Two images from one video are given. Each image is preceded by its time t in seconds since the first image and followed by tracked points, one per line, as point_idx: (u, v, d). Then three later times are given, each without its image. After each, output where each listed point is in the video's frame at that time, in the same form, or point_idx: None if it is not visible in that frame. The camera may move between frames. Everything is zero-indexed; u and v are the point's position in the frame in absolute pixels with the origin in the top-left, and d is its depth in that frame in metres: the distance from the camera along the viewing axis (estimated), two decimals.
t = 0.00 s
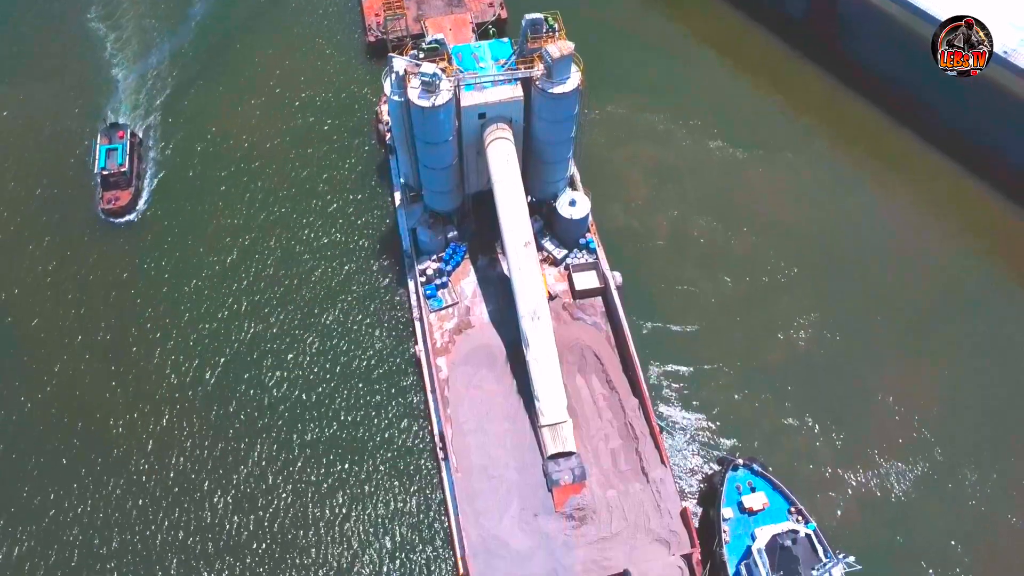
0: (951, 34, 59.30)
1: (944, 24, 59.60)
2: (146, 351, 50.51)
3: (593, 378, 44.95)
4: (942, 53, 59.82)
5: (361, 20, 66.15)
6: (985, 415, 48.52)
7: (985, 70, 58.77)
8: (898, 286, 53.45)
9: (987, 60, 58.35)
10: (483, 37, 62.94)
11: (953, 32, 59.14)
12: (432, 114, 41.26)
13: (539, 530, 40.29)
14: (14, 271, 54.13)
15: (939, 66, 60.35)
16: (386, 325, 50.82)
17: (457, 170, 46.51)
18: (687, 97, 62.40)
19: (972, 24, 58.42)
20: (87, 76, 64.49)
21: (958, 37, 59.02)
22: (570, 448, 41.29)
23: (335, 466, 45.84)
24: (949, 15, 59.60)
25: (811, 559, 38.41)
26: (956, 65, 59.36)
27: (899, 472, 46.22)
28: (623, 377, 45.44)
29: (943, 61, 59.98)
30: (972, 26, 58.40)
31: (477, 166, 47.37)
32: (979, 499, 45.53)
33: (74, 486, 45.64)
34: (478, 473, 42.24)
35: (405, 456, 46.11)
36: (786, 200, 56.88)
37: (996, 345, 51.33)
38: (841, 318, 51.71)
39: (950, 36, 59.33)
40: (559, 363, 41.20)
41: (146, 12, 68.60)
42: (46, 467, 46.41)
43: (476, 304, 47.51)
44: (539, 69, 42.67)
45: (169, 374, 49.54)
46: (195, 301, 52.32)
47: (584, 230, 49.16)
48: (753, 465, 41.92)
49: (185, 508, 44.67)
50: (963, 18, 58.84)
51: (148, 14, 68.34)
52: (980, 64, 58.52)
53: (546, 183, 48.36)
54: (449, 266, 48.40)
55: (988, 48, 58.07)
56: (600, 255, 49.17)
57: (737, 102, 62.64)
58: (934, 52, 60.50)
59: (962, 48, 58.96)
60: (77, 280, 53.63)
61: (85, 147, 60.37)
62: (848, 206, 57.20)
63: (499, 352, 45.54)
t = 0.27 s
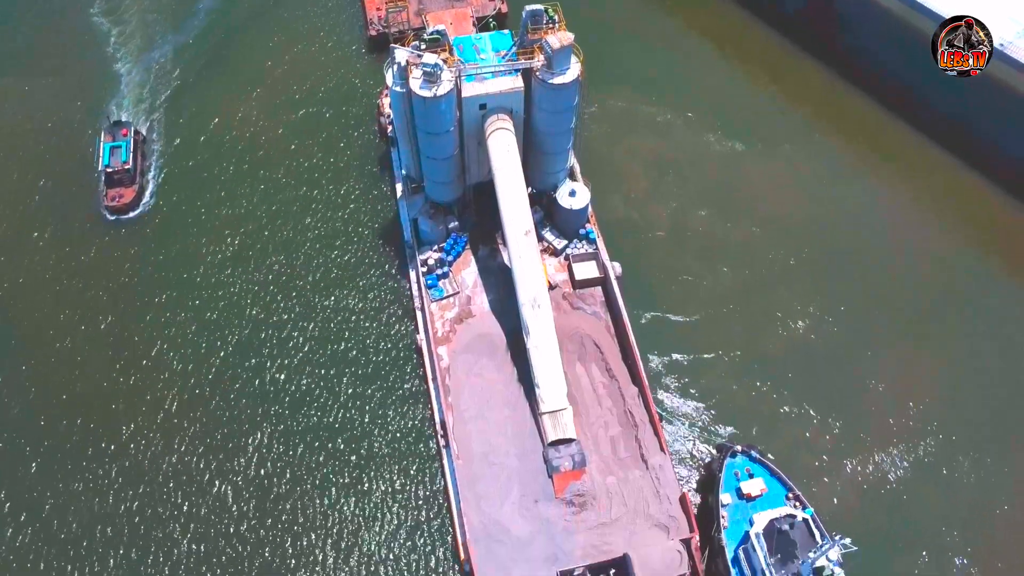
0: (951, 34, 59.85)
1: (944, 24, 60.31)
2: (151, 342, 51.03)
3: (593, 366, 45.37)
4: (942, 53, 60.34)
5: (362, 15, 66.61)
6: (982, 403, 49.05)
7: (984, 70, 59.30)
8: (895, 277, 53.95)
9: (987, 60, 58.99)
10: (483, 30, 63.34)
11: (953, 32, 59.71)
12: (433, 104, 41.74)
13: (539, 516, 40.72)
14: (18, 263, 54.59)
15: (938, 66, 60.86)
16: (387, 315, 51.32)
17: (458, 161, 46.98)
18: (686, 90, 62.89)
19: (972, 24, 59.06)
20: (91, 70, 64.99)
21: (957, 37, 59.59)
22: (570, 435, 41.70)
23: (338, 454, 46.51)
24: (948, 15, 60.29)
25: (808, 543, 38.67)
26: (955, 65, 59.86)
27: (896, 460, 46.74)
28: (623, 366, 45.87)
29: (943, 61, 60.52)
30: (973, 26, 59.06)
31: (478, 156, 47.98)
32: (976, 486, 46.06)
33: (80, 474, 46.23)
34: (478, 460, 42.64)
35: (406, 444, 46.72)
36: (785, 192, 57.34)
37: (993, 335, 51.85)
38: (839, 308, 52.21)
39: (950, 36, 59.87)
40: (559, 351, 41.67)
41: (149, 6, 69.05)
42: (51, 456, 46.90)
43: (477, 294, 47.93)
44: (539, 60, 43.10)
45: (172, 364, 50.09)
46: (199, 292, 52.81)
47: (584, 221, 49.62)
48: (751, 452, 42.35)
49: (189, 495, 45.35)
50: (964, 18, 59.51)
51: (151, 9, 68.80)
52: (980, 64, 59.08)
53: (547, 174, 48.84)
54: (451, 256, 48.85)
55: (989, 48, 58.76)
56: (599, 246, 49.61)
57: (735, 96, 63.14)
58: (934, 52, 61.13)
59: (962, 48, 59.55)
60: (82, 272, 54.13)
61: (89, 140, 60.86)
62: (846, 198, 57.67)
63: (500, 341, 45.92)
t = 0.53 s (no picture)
0: (951, 34, 60.91)
1: (944, 23, 61.34)
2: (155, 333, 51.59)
3: (592, 356, 45.88)
4: (942, 53, 61.37)
5: (363, 10, 67.24)
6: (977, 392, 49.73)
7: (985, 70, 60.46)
8: (892, 269, 54.59)
9: (987, 60, 60.14)
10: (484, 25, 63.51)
11: (953, 32, 60.79)
12: (435, 96, 42.30)
13: (539, 503, 41.21)
14: (24, 256, 55.19)
15: (938, 67, 61.88)
16: (389, 307, 51.89)
17: (459, 153, 47.56)
18: (686, 85, 63.50)
19: (972, 24, 60.09)
20: (96, 65, 65.62)
21: (957, 37, 60.68)
22: (569, 422, 42.23)
23: (340, 443, 47.03)
24: (949, 15, 61.23)
25: (805, 527, 39.13)
26: (955, 65, 60.90)
27: (892, 447, 47.35)
28: (622, 355, 46.38)
29: (942, 61, 61.53)
30: (972, 26, 60.09)
31: (478, 149, 48.64)
32: (971, 472, 46.69)
33: (86, 463, 46.85)
34: (479, 448, 43.13)
35: (408, 433, 47.30)
36: (783, 186, 57.94)
37: (989, 325, 52.50)
38: (836, 299, 52.86)
39: (950, 36, 60.96)
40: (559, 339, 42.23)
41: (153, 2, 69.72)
42: (57, 446, 47.51)
43: (478, 285, 48.45)
44: (539, 52, 43.63)
45: (177, 355, 50.67)
46: (203, 283, 53.40)
47: (584, 213, 50.17)
48: (749, 440, 42.86)
49: (192, 483, 45.97)
50: (964, 18, 60.52)
51: (155, 5, 69.47)
52: (979, 64, 60.23)
53: (547, 166, 49.40)
54: (452, 247, 49.38)
55: (988, 48, 59.91)
56: (599, 237, 50.16)
57: (734, 91, 63.77)
58: (934, 52, 62.22)
59: (962, 48, 60.64)
60: (88, 265, 54.75)
61: (93, 134, 61.50)
62: (843, 191, 58.35)
63: (501, 331, 46.43)
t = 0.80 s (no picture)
0: (951, 34, 61.84)
1: (944, 23, 62.25)
2: (161, 325, 52.25)
3: (592, 346, 46.52)
4: (943, 53, 62.15)
5: (365, 6, 67.95)
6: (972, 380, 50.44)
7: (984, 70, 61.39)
8: (888, 261, 55.30)
9: (987, 60, 61.16)
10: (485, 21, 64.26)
11: (953, 32, 61.74)
12: (437, 90, 42.95)
13: (539, 490, 41.82)
14: (30, 249, 55.86)
15: (938, 67, 62.41)
16: (392, 299, 52.60)
17: (461, 146, 48.20)
18: (684, 80, 64.19)
19: (971, 24, 61.24)
20: (100, 61, 66.25)
21: (958, 37, 61.65)
22: (569, 411, 42.88)
23: (344, 434, 47.73)
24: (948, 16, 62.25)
25: (801, 514, 39.73)
26: (956, 65, 61.68)
27: (888, 437, 47.99)
28: (622, 346, 47.00)
29: (943, 61, 62.19)
30: (972, 26, 61.26)
31: (479, 142, 49.33)
32: (967, 459, 47.35)
33: (93, 453, 47.54)
34: (480, 436, 43.76)
35: (409, 424, 47.96)
36: (781, 180, 58.61)
37: (982, 315, 53.29)
38: (833, 291, 53.49)
39: (950, 36, 61.85)
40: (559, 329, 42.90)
41: None
42: (64, 436, 48.17)
43: (479, 277, 49.08)
44: (539, 46, 44.21)
45: (181, 347, 51.31)
46: (207, 276, 54.09)
47: (583, 206, 50.83)
48: (746, 429, 43.52)
49: (197, 472, 46.67)
50: (964, 18, 61.61)
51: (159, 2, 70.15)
52: (980, 64, 61.09)
53: (547, 159, 50.04)
54: (453, 239, 50.01)
55: (988, 48, 60.97)
56: (598, 230, 50.81)
57: (732, 86, 64.47)
58: (933, 52, 62.93)
59: (962, 48, 61.60)
60: (94, 258, 55.42)
61: (98, 129, 62.12)
62: (840, 185, 59.02)
63: (501, 322, 47.05)
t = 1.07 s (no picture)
0: (951, 34, 62.86)
1: (945, 23, 63.12)
2: (166, 317, 52.92)
3: (592, 337, 47.15)
4: (943, 53, 63.10)
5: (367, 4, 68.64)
6: (967, 371, 51.10)
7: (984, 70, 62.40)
8: (885, 254, 55.96)
9: (987, 60, 61.96)
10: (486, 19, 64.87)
11: (953, 32, 62.73)
12: (438, 84, 43.59)
13: (540, 479, 42.42)
14: (37, 243, 56.57)
15: (939, 67, 63.36)
16: (394, 292, 53.22)
17: (462, 140, 48.83)
18: (684, 76, 64.85)
19: (971, 24, 62.10)
20: (105, 57, 66.89)
21: (957, 37, 62.63)
22: (569, 400, 43.49)
23: (347, 424, 48.36)
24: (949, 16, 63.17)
25: (797, 500, 40.35)
26: (956, 65, 62.69)
27: (884, 426, 48.62)
28: (621, 337, 47.60)
29: (943, 61, 63.14)
30: (972, 26, 62.11)
31: (480, 136, 49.97)
32: (962, 449, 47.98)
33: (100, 443, 48.21)
34: (481, 426, 44.37)
35: (411, 414, 48.58)
36: (778, 175, 59.27)
37: (978, 307, 53.93)
38: (830, 283, 54.14)
39: (950, 36, 62.83)
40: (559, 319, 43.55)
41: None
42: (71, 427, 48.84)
43: (480, 269, 49.70)
44: (539, 41, 44.81)
45: (186, 339, 51.94)
46: (211, 270, 54.73)
47: (583, 199, 51.48)
48: (744, 418, 44.21)
49: (202, 462, 47.34)
50: (964, 18, 62.48)
51: None
52: (979, 64, 62.01)
53: (547, 153, 50.68)
54: (454, 232, 50.63)
55: (988, 48, 61.67)
56: (598, 223, 51.45)
57: (731, 82, 65.15)
58: (933, 52, 63.94)
59: (962, 48, 62.55)
60: (99, 252, 56.06)
61: (103, 124, 62.76)
62: (837, 179, 59.68)
63: (502, 313, 47.65)
